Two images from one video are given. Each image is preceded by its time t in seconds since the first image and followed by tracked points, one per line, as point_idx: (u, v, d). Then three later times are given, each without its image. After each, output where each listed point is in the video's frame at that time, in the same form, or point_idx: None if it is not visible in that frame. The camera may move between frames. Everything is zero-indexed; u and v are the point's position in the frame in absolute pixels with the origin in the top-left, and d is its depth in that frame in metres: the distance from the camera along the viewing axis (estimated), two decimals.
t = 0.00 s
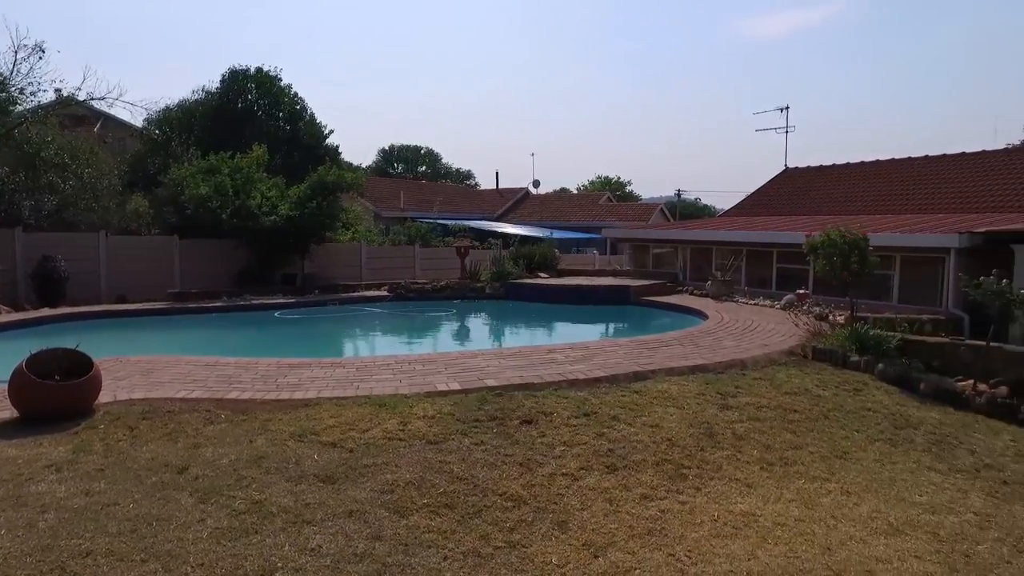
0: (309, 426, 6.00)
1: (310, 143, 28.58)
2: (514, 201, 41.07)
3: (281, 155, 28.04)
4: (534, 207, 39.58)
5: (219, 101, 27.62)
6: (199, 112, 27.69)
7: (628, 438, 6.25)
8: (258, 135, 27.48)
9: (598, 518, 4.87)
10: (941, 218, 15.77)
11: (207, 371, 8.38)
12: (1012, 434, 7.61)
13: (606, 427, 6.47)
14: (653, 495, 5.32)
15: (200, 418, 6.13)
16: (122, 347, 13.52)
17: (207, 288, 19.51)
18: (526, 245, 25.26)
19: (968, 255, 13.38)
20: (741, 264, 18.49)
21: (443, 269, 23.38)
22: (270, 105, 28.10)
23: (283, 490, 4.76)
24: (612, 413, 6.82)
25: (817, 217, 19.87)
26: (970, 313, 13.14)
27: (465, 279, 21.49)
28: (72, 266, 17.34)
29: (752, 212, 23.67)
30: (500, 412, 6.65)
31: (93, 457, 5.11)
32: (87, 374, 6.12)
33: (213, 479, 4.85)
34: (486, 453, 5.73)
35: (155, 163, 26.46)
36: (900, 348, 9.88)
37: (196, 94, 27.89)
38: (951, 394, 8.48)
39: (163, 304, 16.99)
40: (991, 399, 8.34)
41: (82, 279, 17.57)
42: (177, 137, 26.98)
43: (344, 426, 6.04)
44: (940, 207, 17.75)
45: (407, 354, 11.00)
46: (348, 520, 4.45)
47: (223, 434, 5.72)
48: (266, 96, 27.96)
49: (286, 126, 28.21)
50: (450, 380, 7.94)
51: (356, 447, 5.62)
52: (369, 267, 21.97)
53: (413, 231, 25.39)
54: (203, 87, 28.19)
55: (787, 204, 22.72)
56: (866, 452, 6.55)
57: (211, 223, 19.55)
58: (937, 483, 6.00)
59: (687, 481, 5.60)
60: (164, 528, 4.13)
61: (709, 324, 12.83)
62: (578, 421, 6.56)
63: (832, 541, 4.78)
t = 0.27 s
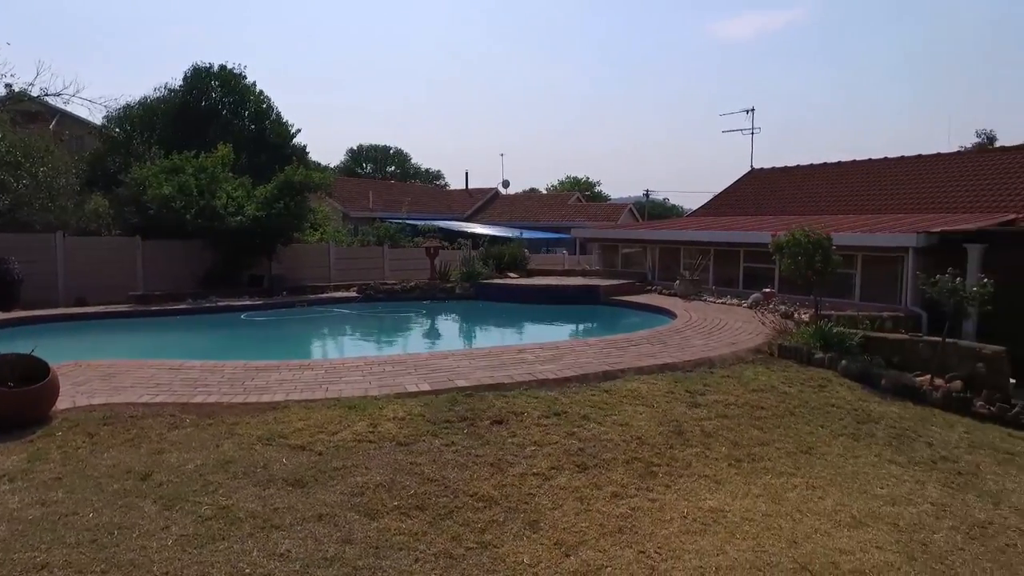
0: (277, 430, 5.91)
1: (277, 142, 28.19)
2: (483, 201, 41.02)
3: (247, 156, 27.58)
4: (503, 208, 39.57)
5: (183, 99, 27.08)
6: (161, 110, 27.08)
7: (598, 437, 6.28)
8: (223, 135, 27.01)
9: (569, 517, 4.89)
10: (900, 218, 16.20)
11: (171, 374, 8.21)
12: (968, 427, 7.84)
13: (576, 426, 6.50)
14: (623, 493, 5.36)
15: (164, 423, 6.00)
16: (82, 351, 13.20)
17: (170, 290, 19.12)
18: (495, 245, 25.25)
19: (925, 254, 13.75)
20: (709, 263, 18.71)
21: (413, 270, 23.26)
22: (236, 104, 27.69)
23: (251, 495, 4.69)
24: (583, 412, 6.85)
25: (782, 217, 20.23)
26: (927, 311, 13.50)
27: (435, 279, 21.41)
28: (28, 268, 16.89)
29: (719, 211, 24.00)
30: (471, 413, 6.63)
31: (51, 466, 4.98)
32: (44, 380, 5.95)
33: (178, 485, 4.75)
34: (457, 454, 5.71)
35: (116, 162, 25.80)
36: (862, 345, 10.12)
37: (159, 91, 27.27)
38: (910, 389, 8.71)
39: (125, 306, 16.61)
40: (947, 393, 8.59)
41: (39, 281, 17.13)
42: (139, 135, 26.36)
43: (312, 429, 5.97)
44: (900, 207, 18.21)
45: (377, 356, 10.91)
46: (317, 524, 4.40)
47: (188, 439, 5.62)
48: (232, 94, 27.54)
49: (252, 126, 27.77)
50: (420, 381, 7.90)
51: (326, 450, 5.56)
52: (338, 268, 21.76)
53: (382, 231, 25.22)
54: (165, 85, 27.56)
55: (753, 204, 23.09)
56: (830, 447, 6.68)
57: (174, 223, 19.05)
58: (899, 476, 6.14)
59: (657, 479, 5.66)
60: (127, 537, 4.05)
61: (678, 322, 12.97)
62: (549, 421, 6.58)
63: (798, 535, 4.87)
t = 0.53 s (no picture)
0: (251, 433, 5.85)
1: (250, 142, 27.79)
2: (458, 202, 40.95)
3: (219, 156, 27.15)
4: (478, 209, 39.54)
5: (152, 97, 26.69)
6: (128, 109, 26.59)
7: (575, 437, 6.32)
8: (193, 135, 26.68)
9: (546, 517, 4.91)
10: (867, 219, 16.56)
11: (141, 378, 8.07)
12: (934, 421, 8.03)
13: (552, 426, 6.53)
14: (600, 492, 5.39)
15: (135, 428, 5.90)
16: (48, 356, 12.91)
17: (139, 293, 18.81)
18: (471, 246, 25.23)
19: (892, 254, 14.06)
20: (682, 263, 18.88)
21: (387, 271, 23.13)
22: (206, 102, 27.35)
23: (225, 499, 4.64)
24: (559, 412, 6.89)
25: (754, 217, 20.51)
26: (895, 309, 13.79)
27: (410, 279, 21.33)
28: None
29: (692, 211, 24.26)
30: (447, 414, 6.63)
31: (17, 474, 4.87)
32: (8, 387, 5.82)
33: (149, 491, 4.68)
34: (434, 454, 5.71)
35: (82, 161, 25.18)
36: (831, 343, 10.32)
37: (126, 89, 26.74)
38: (877, 385, 8.91)
39: (93, 309, 16.30)
40: (913, 388, 8.80)
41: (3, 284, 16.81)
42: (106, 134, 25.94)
43: (288, 432, 5.92)
44: (868, 207, 18.58)
45: (352, 358, 10.85)
46: (294, 528, 4.37)
47: (160, 444, 5.54)
48: (202, 93, 27.22)
49: (223, 126, 27.37)
50: (396, 383, 7.87)
51: (302, 453, 5.52)
52: (312, 269, 21.58)
53: (356, 232, 25.06)
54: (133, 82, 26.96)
55: (726, 204, 23.37)
56: (802, 443, 6.80)
57: (144, 224, 18.68)
58: (867, 470, 6.28)
59: (634, 477, 5.71)
60: (96, 547, 3.98)
61: (653, 322, 13.08)
62: (525, 421, 6.60)
63: (771, 530, 4.95)
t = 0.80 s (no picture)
0: (228, 436, 5.80)
1: (225, 142, 27.38)
2: (435, 203, 40.84)
3: (193, 156, 26.76)
4: (456, 210, 39.47)
5: (124, 96, 26.32)
6: (100, 108, 26.06)
7: (554, 437, 6.35)
8: (167, 134, 26.16)
9: (526, 517, 4.93)
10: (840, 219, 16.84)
11: (115, 382, 7.96)
12: (904, 417, 8.20)
13: (531, 426, 6.55)
14: (579, 491, 5.43)
15: (108, 433, 5.82)
16: (17, 360, 12.68)
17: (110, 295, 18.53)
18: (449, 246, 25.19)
19: (864, 253, 14.30)
20: (660, 263, 19.03)
21: (365, 273, 22.99)
22: (181, 102, 26.99)
23: (201, 504, 4.59)
24: (538, 412, 6.92)
25: (730, 218, 20.73)
26: (867, 308, 14.04)
27: (388, 280, 21.25)
28: None
29: (669, 211, 24.47)
30: (426, 415, 6.62)
31: None
32: None
33: (122, 497, 4.62)
34: (413, 456, 5.70)
35: (49, 160, 24.89)
36: (806, 341, 10.47)
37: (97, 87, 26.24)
38: (850, 382, 9.07)
39: (63, 312, 16.02)
40: (885, 385, 8.98)
41: None
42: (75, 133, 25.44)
43: (265, 434, 5.87)
44: (841, 207, 18.88)
45: (330, 359, 10.78)
46: (272, 532, 4.35)
47: (134, 449, 5.46)
48: (176, 92, 26.88)
49: (197, 125, 26.98)
50: (375, 384, 7.84)
51: (279, 456, 5.48)
52: (289, 270, 21.39)
53: (334, 233, 24.90)
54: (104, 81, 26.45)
55: (703, 204, 23.59)
56: (777, 440, 6.90)
57: (116, 225, 18.33)
58: (841, 466, 6.39)
59: (612, 476, 5.75)
60: (68, 555, 3.93)
61: (630, 322, 13.17)
62: (504, 421, 6.62)
63: (747, 526, 5.02)
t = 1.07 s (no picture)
0: (201, 441, 5.73)
1: (197, 142, 26.96)
2: (410, 203, 40.65)
3: (164, 156, 26.42)
4: (432, 210, 39.33)
5: (90, 94, 25.82)
6: (66, 106, 25.65)
7: (530, 436, 6.38)
8: (136, 133, 25.59)
9: (503, 517, 4.95)
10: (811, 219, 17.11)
11: (82, 387, 7.81)
12: (873, 412, 8.37)
13: (508, 426, 6.56)
14: (556, 490, 5.46)
15: (75, 439, 5.72)
16: None
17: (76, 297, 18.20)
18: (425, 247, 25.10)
19: (834, 253, 14.56)
20: (635, 263, 19.17)
21: (340, 273, 22.80)
22: (151, 100, 26.48)
23: (174, 510, 4.53)
24: (515, 412, 6.94)
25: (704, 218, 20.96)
26: (837, 306, 14.30)
27: (364, 281, 21.13)
28: None
29: (645, 212, 24.66)
30: (402, 416, 6.61)
31: None
32: None
33: (91, 505, 4.55)
34: (390, 458, 5.69)
35: (12, 159, 25.09)
36: (778, 339, 10.63)
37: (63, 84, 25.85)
38: (821, 379, 9.24)
39: (28, 316, 15.68)
40: (854, 382, 9.15)
41: None
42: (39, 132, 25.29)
43: (239, 438, 5.82)
44: (811, 208, 19.18)
45: (305, 361, 10.70)
46: (247, 536, 4.31)
47: (103, 455, 5.38)
48: (146, 90, 26.32)
49: (169, 125, 26.55)
50: (351, 386, 7.80)
51: (253, 460, 5.43)
52: (263, 272, 21.16)
53: (309, 234, 24.69)
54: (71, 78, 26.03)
55: (678, 205, 23.81)
56: (751, 437, 6.99)
57: (82, 226, 18.00)
58: (812, 462, 6.50)
59: (588, 475, 5.79)
60: (35, 566, 3.86)
61: (606, 321, 13.25)
62: (481, 422, 6.63)
63: (722, 523, 5.09)
